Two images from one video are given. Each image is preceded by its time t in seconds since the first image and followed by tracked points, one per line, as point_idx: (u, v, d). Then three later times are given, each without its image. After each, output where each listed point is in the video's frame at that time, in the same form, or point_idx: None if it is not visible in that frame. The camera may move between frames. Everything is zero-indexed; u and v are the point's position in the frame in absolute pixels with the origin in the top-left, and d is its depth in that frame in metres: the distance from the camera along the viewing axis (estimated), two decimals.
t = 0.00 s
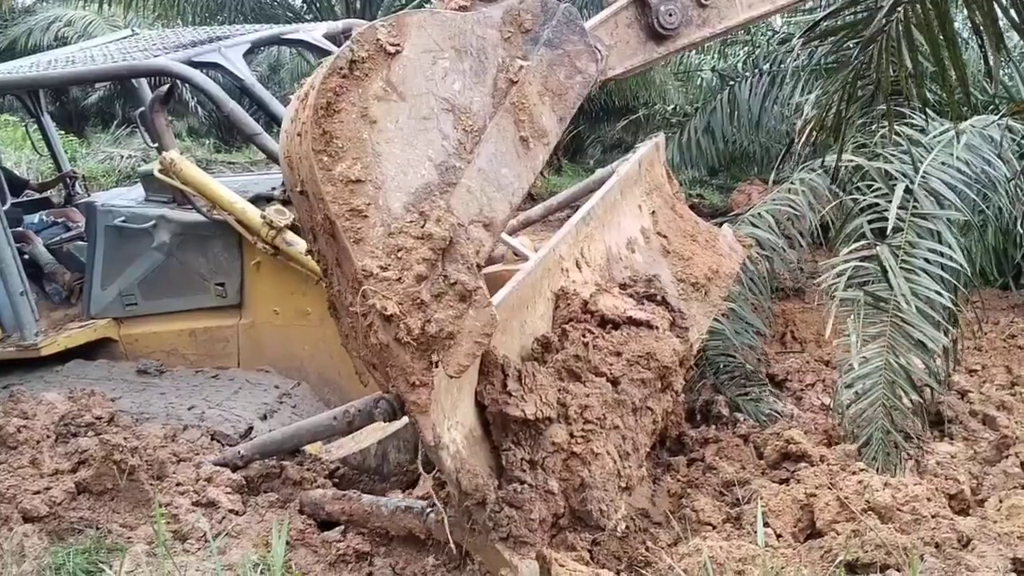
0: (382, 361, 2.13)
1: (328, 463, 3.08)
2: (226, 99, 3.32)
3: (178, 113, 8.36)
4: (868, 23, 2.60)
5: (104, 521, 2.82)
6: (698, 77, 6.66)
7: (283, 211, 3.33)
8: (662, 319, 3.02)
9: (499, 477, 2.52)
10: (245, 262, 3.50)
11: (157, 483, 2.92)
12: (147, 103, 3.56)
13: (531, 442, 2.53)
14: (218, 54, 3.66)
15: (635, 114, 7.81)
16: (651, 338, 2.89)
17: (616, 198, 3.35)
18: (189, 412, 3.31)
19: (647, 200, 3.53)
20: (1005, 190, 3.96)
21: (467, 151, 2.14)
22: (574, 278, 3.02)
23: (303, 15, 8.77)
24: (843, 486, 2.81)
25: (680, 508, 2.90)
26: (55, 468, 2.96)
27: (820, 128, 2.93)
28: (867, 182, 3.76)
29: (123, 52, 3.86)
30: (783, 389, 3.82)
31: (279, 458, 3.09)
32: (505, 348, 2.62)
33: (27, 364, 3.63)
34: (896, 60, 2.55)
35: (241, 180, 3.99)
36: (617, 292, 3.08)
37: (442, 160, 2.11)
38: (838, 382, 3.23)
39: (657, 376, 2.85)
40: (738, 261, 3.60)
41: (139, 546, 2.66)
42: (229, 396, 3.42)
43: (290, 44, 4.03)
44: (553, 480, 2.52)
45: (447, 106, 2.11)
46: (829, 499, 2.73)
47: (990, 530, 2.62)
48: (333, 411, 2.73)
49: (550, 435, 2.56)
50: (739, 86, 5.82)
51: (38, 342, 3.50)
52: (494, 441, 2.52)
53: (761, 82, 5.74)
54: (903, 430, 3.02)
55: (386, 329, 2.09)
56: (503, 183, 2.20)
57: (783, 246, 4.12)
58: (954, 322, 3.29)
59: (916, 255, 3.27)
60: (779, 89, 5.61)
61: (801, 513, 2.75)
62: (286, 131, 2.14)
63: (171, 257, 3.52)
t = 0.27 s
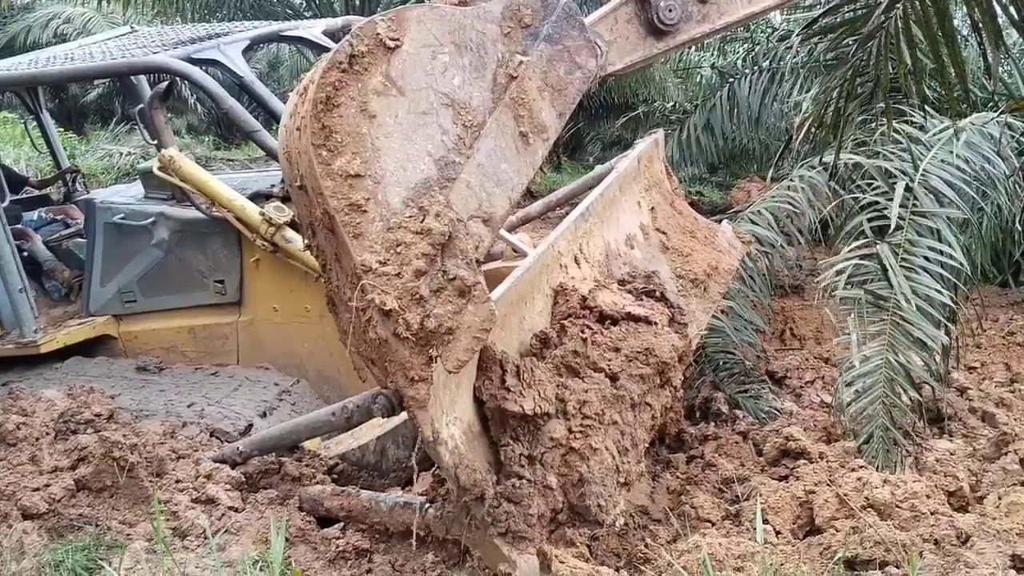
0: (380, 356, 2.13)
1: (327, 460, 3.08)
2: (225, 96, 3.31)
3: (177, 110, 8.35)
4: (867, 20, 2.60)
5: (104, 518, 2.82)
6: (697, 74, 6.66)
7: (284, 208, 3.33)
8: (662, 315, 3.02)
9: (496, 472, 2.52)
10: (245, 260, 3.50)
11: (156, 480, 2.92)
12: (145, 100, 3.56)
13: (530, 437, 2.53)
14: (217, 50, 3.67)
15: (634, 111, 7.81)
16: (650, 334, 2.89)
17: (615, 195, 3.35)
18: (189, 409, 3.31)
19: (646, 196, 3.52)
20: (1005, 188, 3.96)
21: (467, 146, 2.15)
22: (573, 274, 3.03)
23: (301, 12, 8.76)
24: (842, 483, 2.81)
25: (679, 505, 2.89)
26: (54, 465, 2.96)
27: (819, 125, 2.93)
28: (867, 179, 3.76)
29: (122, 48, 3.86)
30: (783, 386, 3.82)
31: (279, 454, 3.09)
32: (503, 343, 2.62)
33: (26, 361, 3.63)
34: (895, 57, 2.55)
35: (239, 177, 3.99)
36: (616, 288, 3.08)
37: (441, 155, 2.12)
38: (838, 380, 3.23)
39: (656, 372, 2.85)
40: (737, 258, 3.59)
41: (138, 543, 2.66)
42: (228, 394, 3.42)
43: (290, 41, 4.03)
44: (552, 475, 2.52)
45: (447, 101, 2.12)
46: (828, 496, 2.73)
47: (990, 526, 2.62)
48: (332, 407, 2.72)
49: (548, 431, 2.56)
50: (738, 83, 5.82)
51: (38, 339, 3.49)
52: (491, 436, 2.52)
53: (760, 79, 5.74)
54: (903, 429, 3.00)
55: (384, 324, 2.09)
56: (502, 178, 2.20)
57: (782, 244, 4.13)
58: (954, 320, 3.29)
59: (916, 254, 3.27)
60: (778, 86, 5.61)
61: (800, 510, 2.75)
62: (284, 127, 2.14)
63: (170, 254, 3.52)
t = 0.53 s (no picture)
0: (381, 349, 2.13)
1: (326, 457, 3.07)
2: (225, 94, 3.28)
3: (177, 107, 8.34)
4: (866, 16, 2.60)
5: (103, 516, 2.82)
6: (696, 71, 6.66)
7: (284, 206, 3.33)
8: (662, 312, 3.02)
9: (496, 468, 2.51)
10: (245, 258, 3.50)
11: (156, 477, 2.92)
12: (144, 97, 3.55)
13: (530, 433, 2.54)
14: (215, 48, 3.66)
15: (634, 108, 7.80)
16: (649, 330, 2.91)
17: (615, 192, 3.35)
18: (190, 407, 3.31)
19: (646, 194, 3.53)
20: (1005, 185, 3.96)
21: (467, 139, 2.15)
22: (572, 271, 3.03)
23: (301, 9, 8.76)
24: (842, 480, 2.81)
25: (679, 502, 2.89)
26: (53, 463, 2.96)
27: (819, 121, 2.94)
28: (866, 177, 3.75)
29: (121, 46, 3.86)
30: (783, 383, 3.83)
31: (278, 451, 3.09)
32: (502, 339, 2.62)
33: (26, 359, 3.63)
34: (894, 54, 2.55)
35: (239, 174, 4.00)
36: (615, 285, 3.08)
37: (441, 148, 2.13)
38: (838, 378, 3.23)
39: (655, 368, 2.85)
40: (736, 255, 3.60)
41: (138, 541, 2.67)
42: (229, 391, 3.42)
43: (288, 39, 4.03)
44: (551, 471, 2.52)
45: (446, 94, 2.12)
46: (828, 493, 2.73)
47: (989, 524, 2.62)
48: (330, 403, 2.72)
49: (548, 426, 2.55)
50: (738, 80, 5.81)
51: (37, 337, 3.50)
52: (491, 432, 2.52)
53: (760, 76, 5.73)
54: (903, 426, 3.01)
55: (385, 316, 2.09)
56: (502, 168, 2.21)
57: (781, 242, 4.13)
58: (954, 318, 3.30)
59: (916, 252, 3.27)
60: (778, 83, 5.61)
61: (799, 507, 2.76)
62: (283, 123, 2.13)
63: (169, 251, 3.53)
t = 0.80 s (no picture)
0: (381, 337, 2.14)
1: (326, 455, 3.06)
2: (224, 92, 3.28)
3: (176, 107, 8.35)
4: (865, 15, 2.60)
5: (103, 515, 2.82)
6: (696, 70, 6.66)
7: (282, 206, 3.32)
8: (661, 310, 3.03)
9: (495, 466, 2.51)
10: (244, 257, 3.50)
11: (156, 476, 2.92)
12: (144, 97, 3.57)
13: (529, 430, 2.54)
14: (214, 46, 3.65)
15: (633, 107, 7.80)
16: (648, 328, 2.91)
17: (615, 191, 3.36)
18: (190, 406, 3.31)
19: (646, 193, 3.54)
20: (1003, 184, 3.97)
21: (466, 128, 2.15)
22: (571, 269, 3.03)
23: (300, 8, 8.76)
24: (842, 479, 2.81)
25: (679, 501, 2.89)
26: (53, 463, 2.96)
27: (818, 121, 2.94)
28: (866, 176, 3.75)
29: (121, 45, 3.88)
30: (783, 382, 3.83)
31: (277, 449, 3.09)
32: (501, 336, 2.62)
33: (26, 359, 3.63)
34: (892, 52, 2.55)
35: (239, 173, 4.01)
36: (615, 283, 3.08)
37: (438, 137, 2.12)
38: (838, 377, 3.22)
39: (654, 366, 2.84)
40: (736, 254, 3.60)
41: (138, 540, 2.67)
42: (229, 390, 3.42)
43: (287, 37, 4.02)
44: (550, 468, 2.52)
45: (444, 83, 2.11)
46: (827, 492, 2.73)
47: (990, 522, 2.62)
48: (330, 400, 2.73)
49: (547, 423, 2.56)
50: (737, 79, 5.81)
51: (36, 336, 3.50)
52: (490, 429, 2.54)
53: (759, 75, 5.73)
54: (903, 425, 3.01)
55: (383, 306, 2.09)
56: (499, 156, 2.20)
57: (781, 241, 4.12)
58: (954, 317, 3.30)
59: (915, 251, 3.27)
60: (777, 82, 5.61)
61: (798, 505, 2.76)
62: (283, 116, 2.16)
63: (169, 250, 3.53)
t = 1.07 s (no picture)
0: (384, 312, 2.12)
1: (325, 454, 3.06)
2: (223, 92, 3.28)
3: (176, 107, 8.35)
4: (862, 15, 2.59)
5: (103, 515, 2.82)
6: (696, 69, 6.66)
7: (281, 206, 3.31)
8: (660, 309, 3.03)
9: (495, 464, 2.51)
10: (244, 257, 3.50)
11: (155, 476, 2.92)
12: (144, 97, 3.57)
13: (528, 430, 2.54)
14: (213, 45, 3.65)
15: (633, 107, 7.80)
16: (647, 328, 2.91)
17: (615, 191, 3.36)
18: (190, 405, 3.31)
19: (646, 193, 3.54)
20: (1002, 184, 3.97)
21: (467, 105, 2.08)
22: (571, 268, 3.03)
23: (300, 8, 8.76)
24: (841, 479, 2.80)
25: (679, 501, 2.89)
26: (52, 462, 2.96)
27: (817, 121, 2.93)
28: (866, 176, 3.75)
29: (120, 44, 3.88)
30: (782, 382, 3.83)
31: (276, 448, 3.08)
32: (501, 335, 2.62)
33: (26, 358, 3.63)
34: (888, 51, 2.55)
35: (239, 172, 4.01)
36: (615, 283, 3.08)
37: (441, 114, 2.07)
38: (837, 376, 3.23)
39: (653, 366, 2.84)
40: (736, 254, 3.61)
41: (137, 540, 2.66)
42: (228, 390, 3.42)
43: (287, 37, 4.02)
44: (549, 467, 2.52)
45: (447, 60, 2.05)
46: (826, 492, 2.74)
47: (988, 522, 2.62)
48: (330, 400, 2.73)
49: (546, 422, 2.56)
50: (737, 79, 5.81)
51: (36, 335, 3.50)
52: (490, 428, 2.53)
53: (759, 74, 5.72)
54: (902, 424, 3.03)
55: (388, 282, 2.07)
56: (503, 133, 2.14)
57: (781, 241, 4.13)
58: (953, 316, 3.30)
59: (915, 250, 3.27)
60: (777, 82, 5.61)
61: (798, 505, 2.76)
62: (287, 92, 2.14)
63: (168, 250, 3.53)
